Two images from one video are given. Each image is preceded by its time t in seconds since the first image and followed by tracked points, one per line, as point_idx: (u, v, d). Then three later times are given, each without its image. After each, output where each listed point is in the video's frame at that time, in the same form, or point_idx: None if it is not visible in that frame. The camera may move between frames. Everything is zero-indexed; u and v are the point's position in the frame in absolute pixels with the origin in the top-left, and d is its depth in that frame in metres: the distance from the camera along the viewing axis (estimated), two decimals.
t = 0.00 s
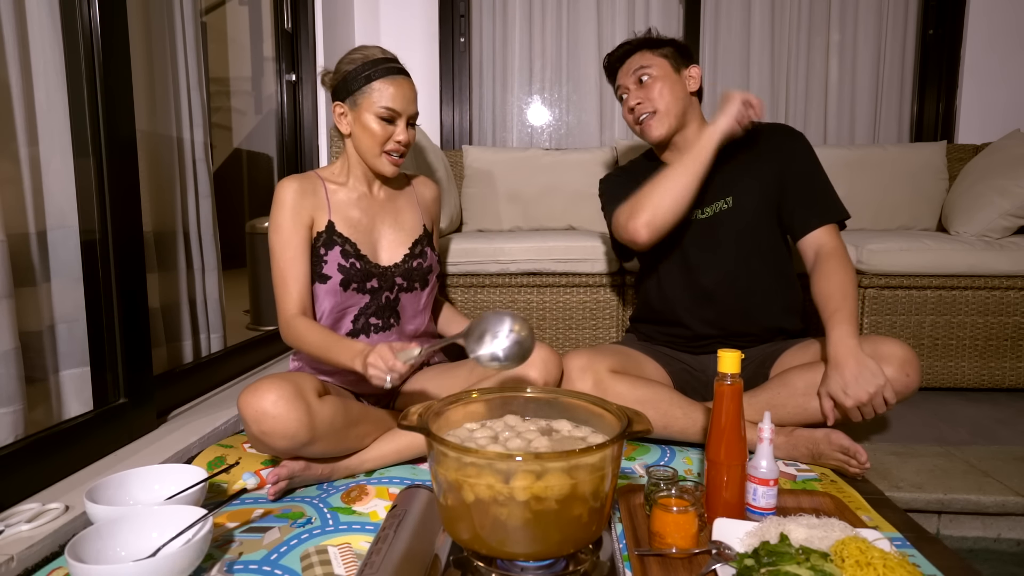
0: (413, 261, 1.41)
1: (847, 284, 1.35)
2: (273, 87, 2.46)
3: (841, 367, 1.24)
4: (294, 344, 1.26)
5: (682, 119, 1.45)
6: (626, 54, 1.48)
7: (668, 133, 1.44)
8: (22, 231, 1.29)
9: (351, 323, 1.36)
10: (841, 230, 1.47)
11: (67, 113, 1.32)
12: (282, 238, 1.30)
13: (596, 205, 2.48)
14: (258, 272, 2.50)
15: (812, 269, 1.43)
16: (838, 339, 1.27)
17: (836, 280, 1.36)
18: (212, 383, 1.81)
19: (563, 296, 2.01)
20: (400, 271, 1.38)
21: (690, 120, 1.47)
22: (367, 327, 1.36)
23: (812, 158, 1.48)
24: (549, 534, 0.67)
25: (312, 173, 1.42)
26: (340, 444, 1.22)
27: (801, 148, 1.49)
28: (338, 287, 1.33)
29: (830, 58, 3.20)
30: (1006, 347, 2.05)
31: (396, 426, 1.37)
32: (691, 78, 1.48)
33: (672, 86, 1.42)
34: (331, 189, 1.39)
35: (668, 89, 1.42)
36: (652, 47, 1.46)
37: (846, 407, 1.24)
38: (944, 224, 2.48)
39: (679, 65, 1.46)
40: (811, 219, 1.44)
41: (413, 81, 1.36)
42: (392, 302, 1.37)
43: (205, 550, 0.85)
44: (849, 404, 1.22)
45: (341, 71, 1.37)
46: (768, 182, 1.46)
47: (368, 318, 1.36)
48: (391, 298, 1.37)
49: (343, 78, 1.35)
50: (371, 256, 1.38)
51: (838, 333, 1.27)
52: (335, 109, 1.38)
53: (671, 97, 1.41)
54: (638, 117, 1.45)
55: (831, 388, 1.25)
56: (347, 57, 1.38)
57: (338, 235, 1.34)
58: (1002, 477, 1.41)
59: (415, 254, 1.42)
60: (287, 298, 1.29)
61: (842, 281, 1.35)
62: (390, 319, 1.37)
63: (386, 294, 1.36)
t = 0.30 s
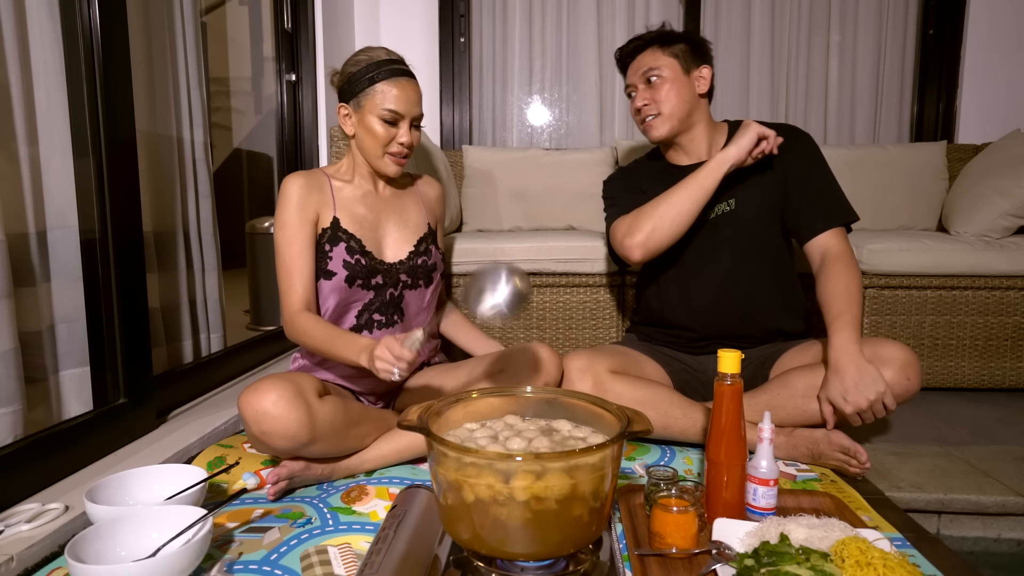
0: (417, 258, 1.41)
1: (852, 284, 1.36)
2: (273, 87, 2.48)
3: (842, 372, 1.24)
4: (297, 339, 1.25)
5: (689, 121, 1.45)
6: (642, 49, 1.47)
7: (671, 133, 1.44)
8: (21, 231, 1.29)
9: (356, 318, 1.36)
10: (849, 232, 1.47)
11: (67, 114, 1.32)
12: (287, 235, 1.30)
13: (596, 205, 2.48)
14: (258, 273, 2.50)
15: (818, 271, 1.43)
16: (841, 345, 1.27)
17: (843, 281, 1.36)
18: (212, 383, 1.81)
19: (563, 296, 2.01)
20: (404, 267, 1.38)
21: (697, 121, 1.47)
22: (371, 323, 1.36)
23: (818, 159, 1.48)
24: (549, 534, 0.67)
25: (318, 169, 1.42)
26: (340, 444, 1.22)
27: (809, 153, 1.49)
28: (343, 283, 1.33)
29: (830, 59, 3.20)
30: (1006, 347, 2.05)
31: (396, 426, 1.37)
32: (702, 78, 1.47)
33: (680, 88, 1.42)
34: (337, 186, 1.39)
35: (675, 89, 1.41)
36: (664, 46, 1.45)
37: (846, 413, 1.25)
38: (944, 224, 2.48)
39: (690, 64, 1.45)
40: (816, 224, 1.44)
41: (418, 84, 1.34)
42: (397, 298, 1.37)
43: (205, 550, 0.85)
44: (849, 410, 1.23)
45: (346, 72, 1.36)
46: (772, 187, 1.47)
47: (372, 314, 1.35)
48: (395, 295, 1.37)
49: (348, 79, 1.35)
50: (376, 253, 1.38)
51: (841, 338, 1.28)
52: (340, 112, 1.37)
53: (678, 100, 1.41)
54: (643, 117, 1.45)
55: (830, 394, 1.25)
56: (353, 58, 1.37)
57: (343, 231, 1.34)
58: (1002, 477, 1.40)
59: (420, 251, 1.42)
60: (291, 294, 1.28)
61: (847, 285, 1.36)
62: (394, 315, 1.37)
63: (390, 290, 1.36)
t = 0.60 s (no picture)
0: (419, 263, 1.41)
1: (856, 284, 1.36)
2: (273, 87, 2.44)
3: (842, 365, 1.24)
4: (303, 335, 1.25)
5: (716, 128, 1.42)
6: (672, 48, 1.33)
7: (700, 145, 1.41)
8: (21, 231, 1.29)
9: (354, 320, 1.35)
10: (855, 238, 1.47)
11: (67, 113, 1.32)
12: (293, 234, 1.30)
13: (596, 205, 2.48)
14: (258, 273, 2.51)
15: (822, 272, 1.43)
16: (841, 339, 1.27)
17: (848, 282, 1.35)
18: (212, 383, 1.81)
19: (563, 296, 2.01)
20: (405, 272, 1.38)
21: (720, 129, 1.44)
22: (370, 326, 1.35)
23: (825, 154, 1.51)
24: (549, 534, 0.67)
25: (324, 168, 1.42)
26: (340, 444, 1.22)
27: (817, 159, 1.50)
28: (343, 284, 1.33)
29: (830, 58, 3.20)
30: (1006, 347, 2.05)
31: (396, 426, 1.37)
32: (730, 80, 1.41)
33: (716, 97, 1.36)
34: (343, 187, 1.38)
35: (713, 102, 1.36)
36: (703, 45, 1.33)
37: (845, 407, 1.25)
38: (944, 224, 2.48)
39: (722, 68, 1.37)
40: (823, 228, 1.44)
41: (429, 93, 1.32)
42: (396, 302, 1.36)
43: (205, 550, 0.85)
44: (847, 404, 1.23)
45: (358, 73, 1.34)
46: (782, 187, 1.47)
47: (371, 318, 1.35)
48: (394, 299, 1.36)
49: (360, 81, 1.33)
50: (378, 254, 1.38)
51: (841, 334, 1.28)
52: (349, 113, 1.36)
53: (714, 112, 1.37)
54: (678, 128, 1.38)
55: (829, 387, 1.25)
56: (370, 59, 1.35)
57: (347, 232, 1.34)
58: (1002, 477, 1.40)
59: (422, 256, 1.42)
60: (296, 291, 1.28)
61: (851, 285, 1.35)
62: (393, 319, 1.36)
63: (390, 294, 1.36)
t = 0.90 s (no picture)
0: (424, 273, 1.41)
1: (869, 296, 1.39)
2: (273, 87, 2.41)
3: (841, 349, 1.26)
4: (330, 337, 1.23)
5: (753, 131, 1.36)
6: (741, 36, 1.26)
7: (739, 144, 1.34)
8: (21, 231, 1.31)
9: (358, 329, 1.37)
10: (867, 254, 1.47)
11: (67, 112, 1.31)
12: (307, 234, 1.28)
13: (596, 205, 2.48)
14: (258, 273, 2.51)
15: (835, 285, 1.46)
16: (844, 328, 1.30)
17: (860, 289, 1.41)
18: (212, 383, 1.81)
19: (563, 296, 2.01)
20: (411, 283, 1.39)
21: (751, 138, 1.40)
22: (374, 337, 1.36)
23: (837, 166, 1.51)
24: (549, 534, 0.67)
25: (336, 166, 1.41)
26: (341, 444, 1.22)
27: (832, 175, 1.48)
28: (349, 292, 1.34)
29: (829, 58, 3.20)
30: (1006, 347, 2.05)
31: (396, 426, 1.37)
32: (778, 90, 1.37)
33: (770, 99, 1.31)
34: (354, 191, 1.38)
35: (766, 101, 1.30)
36: (773, 39, 1.28)
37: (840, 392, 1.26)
38: (944, 224, 2.48)
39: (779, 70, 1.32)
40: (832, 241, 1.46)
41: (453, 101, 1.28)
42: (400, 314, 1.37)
43: (205, 550, 0.85)
44: (843, 386, 1.25)
45: (381, 76, 1.30)
46: (796, 202, 1.45)
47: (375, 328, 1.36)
48: (399, 310, 1.37)
49: (384, 83, 1.29)
50: (385, 262, 1.39)
51: (847, 323, 1.32)
52: (371, 116, 1.33)
53: (764, 112, 1.31)
54: (727, 114, 1.29)
55: (828, 368, 1.27)
56: (394, 62, 1.30)
57: (358, 240, 1.35)
58: (1002, 477, 1.40)
59: (427, 267, 1.43)
60: (311, 296, 1.26)
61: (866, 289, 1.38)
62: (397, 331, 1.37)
63: (395, 305, 1.37)
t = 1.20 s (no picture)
0: (428, 290, 1.41)
1: (884, 299, 1.35)
2: (273, 87, 2.42)
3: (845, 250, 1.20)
4: (339, 366, 1.23)
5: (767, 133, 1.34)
6: (756, 32, 1.25)
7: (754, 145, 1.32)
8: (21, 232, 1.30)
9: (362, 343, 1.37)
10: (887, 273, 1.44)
11: (67, 112, 1.32)
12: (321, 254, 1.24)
13: (596, 205, 2.49)
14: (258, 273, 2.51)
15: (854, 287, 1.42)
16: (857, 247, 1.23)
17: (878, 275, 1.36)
18: (212, 383, 1.81)
19: (562, 296, 2.01)
20: (415, 300, 1.38)
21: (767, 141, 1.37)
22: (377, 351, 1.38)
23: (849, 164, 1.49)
24: (549, 534, 0.67)
25: (345, 174, 1.36)
26: (341, 445, 1.22)
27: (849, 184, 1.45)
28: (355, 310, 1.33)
29: (829, 58, 3.20)
30: (1006, 347, 2.05)
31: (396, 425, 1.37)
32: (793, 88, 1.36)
33: (786, 97, 1.29)
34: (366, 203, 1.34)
35: (782, 100, 1.28)
36: (788, 34, 1.26)
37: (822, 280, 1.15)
38: (944, 224, 2.48)
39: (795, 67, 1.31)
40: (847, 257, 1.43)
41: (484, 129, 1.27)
42: (404, 330, 1.38)
43: (205, 550, 0.85)
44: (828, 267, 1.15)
45: (411, 96, 1.29)
46: (809, 212, 1.42)
47: (379, 344, 1.37)
48: (403, 327, 1.38)
49: (412, 106, 1.27)
50: (389, 279, 1.37)
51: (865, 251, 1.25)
52: (396, 134, 1.31)
53: (779, 112, 1.29)
54: (740, 115, 1.28)
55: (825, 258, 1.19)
56: (425, 80, 1.29)
57: (367, 259, 1.32)
58: (1002, 477, 1.40)
59: (431, 282, 1.42)
60: (323, 319, 1.22)
61: (879, 279, 1.32)
62: (400, 346, 1.39)
63: (399, 322, 1.37)
